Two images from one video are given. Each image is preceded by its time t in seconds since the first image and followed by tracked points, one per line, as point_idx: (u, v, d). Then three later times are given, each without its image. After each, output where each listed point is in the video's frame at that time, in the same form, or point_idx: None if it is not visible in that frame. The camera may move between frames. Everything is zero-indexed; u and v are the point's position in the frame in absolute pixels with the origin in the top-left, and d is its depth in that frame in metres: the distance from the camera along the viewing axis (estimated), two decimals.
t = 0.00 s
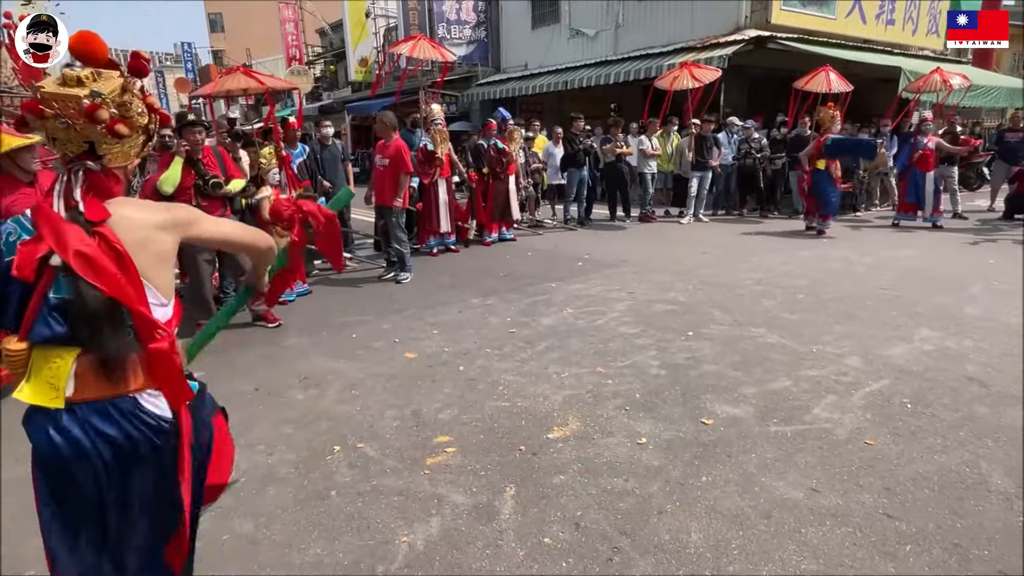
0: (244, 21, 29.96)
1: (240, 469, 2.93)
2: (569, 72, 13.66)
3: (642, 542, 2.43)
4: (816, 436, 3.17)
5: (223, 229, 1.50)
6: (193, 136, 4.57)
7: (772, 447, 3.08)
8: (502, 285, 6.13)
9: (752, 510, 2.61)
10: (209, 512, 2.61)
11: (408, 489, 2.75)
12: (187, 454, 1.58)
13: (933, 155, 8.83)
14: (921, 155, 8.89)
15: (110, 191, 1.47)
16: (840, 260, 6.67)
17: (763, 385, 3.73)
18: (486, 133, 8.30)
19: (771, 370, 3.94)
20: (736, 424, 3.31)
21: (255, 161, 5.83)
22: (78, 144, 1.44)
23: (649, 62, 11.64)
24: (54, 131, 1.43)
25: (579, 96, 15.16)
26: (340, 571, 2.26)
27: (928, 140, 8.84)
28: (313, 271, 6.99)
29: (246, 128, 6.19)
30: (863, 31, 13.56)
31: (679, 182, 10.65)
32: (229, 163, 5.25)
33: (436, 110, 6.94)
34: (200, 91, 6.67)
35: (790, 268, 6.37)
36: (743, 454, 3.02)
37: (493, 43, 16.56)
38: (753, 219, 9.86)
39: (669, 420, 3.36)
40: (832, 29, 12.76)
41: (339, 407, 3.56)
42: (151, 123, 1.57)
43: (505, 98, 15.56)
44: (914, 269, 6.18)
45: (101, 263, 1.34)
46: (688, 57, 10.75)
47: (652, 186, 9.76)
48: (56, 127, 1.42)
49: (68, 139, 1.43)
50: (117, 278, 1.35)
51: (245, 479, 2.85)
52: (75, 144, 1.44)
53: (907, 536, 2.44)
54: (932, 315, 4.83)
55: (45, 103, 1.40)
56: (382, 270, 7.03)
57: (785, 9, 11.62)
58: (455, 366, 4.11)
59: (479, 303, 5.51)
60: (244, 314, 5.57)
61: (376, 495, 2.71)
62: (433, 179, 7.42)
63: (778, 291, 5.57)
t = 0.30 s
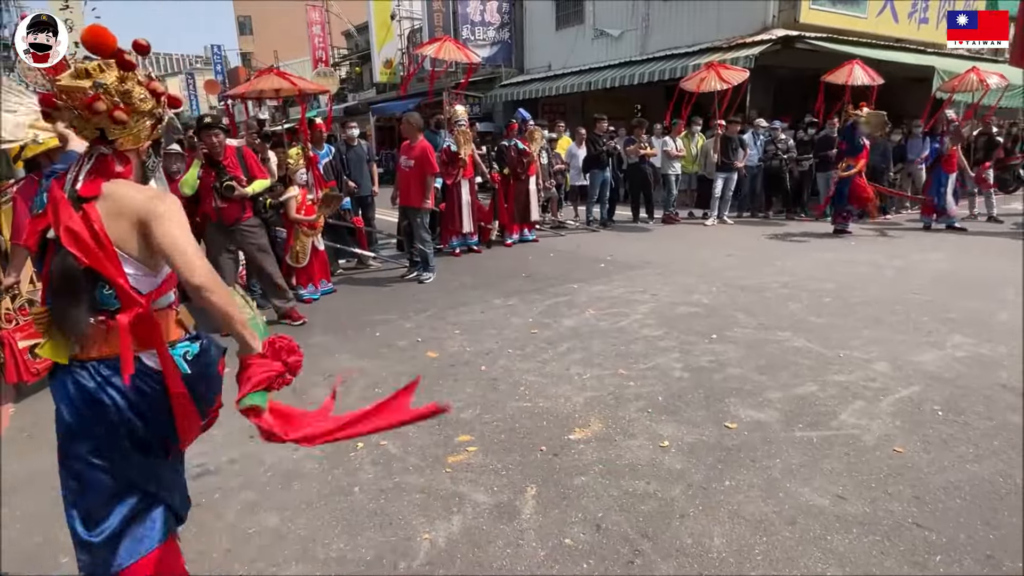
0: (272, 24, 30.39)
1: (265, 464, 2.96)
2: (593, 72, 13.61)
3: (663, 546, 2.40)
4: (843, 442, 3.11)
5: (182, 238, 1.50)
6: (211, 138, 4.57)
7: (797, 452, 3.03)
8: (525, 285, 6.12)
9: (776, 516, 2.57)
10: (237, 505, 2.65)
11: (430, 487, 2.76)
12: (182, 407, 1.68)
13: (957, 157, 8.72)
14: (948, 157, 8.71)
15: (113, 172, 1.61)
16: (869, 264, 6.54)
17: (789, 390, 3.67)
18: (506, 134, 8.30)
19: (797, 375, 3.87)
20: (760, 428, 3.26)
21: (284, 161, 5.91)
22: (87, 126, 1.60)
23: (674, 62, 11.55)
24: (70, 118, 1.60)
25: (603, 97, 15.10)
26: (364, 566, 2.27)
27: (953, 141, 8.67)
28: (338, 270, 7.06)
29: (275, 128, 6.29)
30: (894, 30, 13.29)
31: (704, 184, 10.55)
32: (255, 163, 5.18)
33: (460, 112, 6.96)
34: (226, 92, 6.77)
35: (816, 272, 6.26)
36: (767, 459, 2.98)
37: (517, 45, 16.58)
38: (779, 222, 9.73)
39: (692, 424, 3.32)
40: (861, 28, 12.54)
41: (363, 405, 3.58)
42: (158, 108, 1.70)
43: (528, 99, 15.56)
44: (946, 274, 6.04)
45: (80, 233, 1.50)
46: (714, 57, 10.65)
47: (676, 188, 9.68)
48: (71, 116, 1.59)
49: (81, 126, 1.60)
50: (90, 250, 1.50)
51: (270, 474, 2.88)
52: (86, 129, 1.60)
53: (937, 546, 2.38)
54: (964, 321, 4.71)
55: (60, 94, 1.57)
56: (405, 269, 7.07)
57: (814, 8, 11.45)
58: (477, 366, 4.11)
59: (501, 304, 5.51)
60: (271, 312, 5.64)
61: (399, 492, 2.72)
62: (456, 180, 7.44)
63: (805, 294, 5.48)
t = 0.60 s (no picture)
0: (294, 26, 30.77)
1: (285, 460, 2.99)
2: (613, 73, 13.56)
3: (681, 549, 2.38)
4: (866, 448, 3.06)
5: (170, 286, 1.60)
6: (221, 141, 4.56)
7: (819, 457, 2.99)
8: (543, 286, 6.11)
9: (796, 521, 2.53)
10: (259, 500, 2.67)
11: (447, 485, 2.77)
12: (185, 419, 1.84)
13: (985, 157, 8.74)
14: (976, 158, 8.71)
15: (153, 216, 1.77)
16: (894, 267, 6.44)
17: (810, 394, 3.62)
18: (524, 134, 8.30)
19: (819, 379, 3.82)
20: (781, 432, 3.22)
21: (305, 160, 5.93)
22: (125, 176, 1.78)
23: (695, 62, 11.48)
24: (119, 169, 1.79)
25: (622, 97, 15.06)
26: (381, 563, 2.28)
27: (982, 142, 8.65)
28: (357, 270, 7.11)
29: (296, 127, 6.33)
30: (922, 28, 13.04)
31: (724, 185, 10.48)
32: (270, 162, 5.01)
33: (480, 112, 6.99)
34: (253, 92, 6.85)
35: (839, 274, 6.18)
36: (788, 464, 2.94)
37: (537, 45, 16.59)
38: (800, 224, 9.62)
39: (711, 427, 3.29)
40: (887, 27, 12.34)
41: (382, 403, 3.60)
42: (189, 156, 1.83)
43: (547, 99, 15.56)
44: (973, 278, 5.92)
45: (120, 265, 1.70)
46: (736, 57, 10.56)
47: (696, 189, 9.61)
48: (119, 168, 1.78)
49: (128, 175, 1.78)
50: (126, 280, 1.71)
51: (290, 470, 2.90)
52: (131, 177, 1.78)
53: (963, 555, 2.33)
54: (992, 325, 4.61)
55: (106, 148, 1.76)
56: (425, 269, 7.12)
57: (839, 6, 11.29)
58: (495, 366, 4.11)
59: (519, 304, 5.51)
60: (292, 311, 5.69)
61: (417, 490, 2.73)
62: (475, 180, 7.47)
63: (828, 297, 5.40)
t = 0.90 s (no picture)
0: (312, 26, 31.03)
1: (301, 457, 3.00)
2: (629, 72, 13.51)
3: (695, 552, 2.35)
4: (885, 452, 3.01)
5: (201, 276, 2.08)
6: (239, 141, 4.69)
7: (836, 461, 2.94)
8: (558, 286, 6.09)
9: (813, 526, 2.50)
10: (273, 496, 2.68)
11: (460, 484, 2.76)
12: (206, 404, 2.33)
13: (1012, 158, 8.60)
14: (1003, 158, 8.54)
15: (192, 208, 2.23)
16: (915, 269, 6.34)
17: (828, 397, 3.57)
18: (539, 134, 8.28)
19: (837, 382, 3.77)
20: (797, 436, 3.18)
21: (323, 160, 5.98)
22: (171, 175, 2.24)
23: (712, 61, 11.40)
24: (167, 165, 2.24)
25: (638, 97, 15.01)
26: (394, 561, 2.27)
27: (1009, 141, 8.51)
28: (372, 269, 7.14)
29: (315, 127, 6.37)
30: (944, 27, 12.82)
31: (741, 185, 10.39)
32: (287, 160, 4.97)
33: (495, 112, 6.95)
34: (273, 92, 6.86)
35: (858, 276, 6.10)
36: (805, 468, 2.90)
37: (553, 45, 16.58)
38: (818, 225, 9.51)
39: (726, 429, 3.26)
40: (909, 25, 12.15)
41: (396, 401, 3.60)
42: (215, 155, 2.23)
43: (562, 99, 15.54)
44: (996, 280, 5.81)
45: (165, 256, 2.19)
46: (754, 56, 10.47)
47: (712, 189, 9.55)
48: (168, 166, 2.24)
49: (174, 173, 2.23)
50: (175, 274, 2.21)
51: (306, 467, 2.91)
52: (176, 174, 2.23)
53: (985, 563, 2.28)
54: (1016, 329, 4.52)
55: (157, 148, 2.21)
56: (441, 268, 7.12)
57: (859, 4, 11.15)
58: (509, 365, 4.10)
59: (534, 304, 5.49)
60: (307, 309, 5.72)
61: (430, 489, 2.72)
62: (490, 179, 7.47)
63: (847, 299, 5.33)
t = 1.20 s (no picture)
0: (325, 26, 31.22)
1: (314, 454, 3.00)
2: (642, 70, 13.46)
3: (708, 553, 2.33)
4: (902, 454, 2.97)
5: (207, 261, 2.54)
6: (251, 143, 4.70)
7: (852, 464, 2.91)
8: (570, 285, 6.07)
9: (828, 529, 2.47)
10: (287, 492, 2.69)
11: (471, 483, 2.75)
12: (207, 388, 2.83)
13: None
14: None
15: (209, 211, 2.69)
16: (932, 270, 6.27)
17: (843, 399, 3.53)
18: (550, 133, 8.24)
19: (852, 383, 3.72)
20: (812, 437, 3.14)
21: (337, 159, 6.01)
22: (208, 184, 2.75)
23: (726, 59, 11.32)
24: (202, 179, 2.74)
25: (651, 96, 14.95)
26: (406, 558, 2.27)
27: None
28: (385, 267, 7.16)
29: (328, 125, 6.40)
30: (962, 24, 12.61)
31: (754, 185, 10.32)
32: (299, 159, 4.95)
33: (507, 112, 6.93)
34: (287, 91, 6.86)
35: (874, 276, 6.03)
36: (820, 470, 2.86)
37: (565, 44, 16.55)
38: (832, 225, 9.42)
39: (739, 430, 3.23)
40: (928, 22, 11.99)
41: (408, 399, 3.60)
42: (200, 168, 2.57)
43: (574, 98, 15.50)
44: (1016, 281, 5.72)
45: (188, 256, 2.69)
46: (768, 53, 10.39)
47: (726, 188, 9.49)
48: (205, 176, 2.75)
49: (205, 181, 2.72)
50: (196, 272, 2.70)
51: (319, 463, 2.92)
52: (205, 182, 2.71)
53: (1005, 568, 2.24)
54: None
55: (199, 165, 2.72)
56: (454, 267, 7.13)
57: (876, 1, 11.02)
58: (520, 364, 4.09)
59: (545, 303, 5.48)
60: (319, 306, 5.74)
61: (441, 487, 2.72)
62: (502, 178, 7.47)
63: (863, 300, 5.27)
